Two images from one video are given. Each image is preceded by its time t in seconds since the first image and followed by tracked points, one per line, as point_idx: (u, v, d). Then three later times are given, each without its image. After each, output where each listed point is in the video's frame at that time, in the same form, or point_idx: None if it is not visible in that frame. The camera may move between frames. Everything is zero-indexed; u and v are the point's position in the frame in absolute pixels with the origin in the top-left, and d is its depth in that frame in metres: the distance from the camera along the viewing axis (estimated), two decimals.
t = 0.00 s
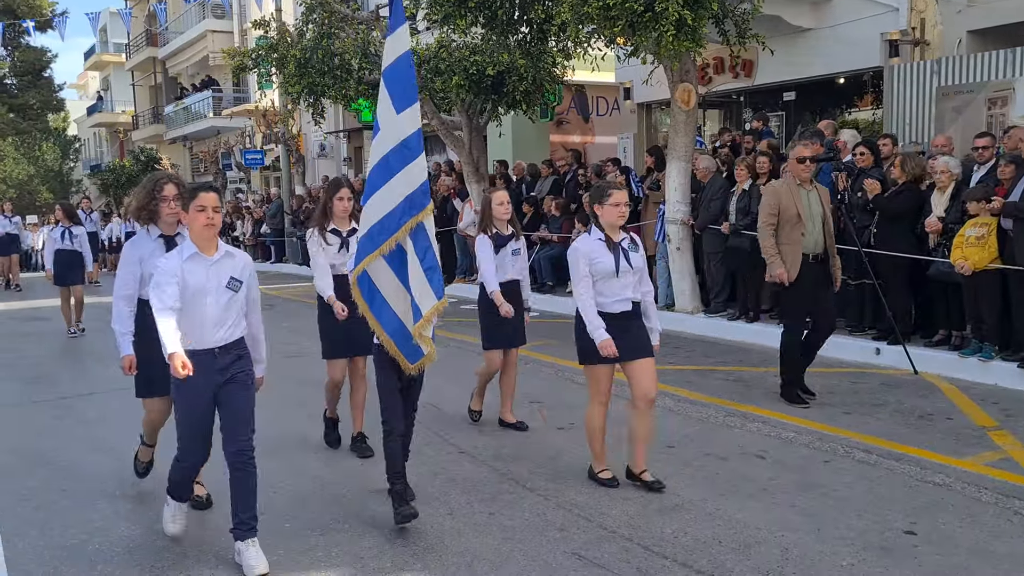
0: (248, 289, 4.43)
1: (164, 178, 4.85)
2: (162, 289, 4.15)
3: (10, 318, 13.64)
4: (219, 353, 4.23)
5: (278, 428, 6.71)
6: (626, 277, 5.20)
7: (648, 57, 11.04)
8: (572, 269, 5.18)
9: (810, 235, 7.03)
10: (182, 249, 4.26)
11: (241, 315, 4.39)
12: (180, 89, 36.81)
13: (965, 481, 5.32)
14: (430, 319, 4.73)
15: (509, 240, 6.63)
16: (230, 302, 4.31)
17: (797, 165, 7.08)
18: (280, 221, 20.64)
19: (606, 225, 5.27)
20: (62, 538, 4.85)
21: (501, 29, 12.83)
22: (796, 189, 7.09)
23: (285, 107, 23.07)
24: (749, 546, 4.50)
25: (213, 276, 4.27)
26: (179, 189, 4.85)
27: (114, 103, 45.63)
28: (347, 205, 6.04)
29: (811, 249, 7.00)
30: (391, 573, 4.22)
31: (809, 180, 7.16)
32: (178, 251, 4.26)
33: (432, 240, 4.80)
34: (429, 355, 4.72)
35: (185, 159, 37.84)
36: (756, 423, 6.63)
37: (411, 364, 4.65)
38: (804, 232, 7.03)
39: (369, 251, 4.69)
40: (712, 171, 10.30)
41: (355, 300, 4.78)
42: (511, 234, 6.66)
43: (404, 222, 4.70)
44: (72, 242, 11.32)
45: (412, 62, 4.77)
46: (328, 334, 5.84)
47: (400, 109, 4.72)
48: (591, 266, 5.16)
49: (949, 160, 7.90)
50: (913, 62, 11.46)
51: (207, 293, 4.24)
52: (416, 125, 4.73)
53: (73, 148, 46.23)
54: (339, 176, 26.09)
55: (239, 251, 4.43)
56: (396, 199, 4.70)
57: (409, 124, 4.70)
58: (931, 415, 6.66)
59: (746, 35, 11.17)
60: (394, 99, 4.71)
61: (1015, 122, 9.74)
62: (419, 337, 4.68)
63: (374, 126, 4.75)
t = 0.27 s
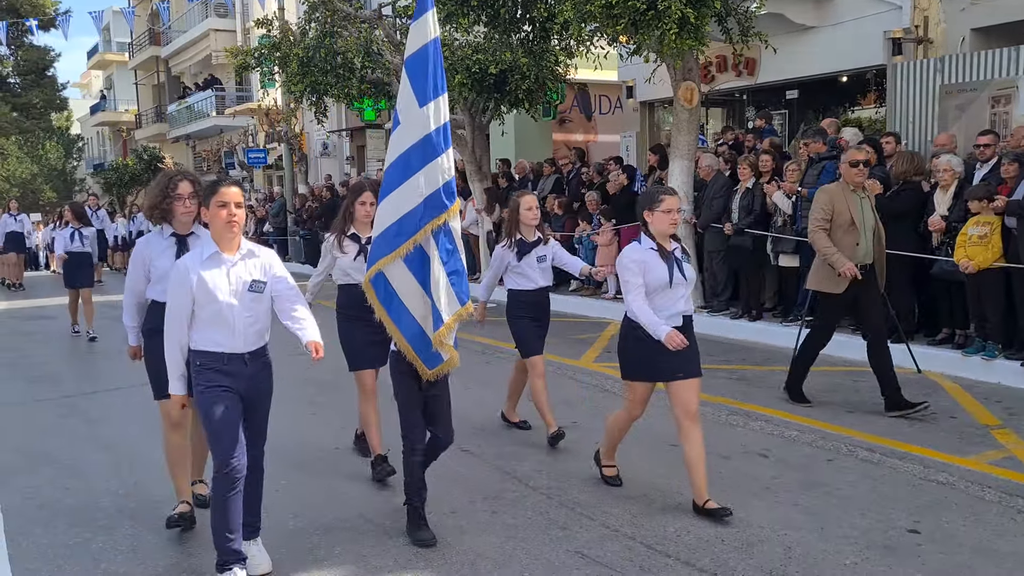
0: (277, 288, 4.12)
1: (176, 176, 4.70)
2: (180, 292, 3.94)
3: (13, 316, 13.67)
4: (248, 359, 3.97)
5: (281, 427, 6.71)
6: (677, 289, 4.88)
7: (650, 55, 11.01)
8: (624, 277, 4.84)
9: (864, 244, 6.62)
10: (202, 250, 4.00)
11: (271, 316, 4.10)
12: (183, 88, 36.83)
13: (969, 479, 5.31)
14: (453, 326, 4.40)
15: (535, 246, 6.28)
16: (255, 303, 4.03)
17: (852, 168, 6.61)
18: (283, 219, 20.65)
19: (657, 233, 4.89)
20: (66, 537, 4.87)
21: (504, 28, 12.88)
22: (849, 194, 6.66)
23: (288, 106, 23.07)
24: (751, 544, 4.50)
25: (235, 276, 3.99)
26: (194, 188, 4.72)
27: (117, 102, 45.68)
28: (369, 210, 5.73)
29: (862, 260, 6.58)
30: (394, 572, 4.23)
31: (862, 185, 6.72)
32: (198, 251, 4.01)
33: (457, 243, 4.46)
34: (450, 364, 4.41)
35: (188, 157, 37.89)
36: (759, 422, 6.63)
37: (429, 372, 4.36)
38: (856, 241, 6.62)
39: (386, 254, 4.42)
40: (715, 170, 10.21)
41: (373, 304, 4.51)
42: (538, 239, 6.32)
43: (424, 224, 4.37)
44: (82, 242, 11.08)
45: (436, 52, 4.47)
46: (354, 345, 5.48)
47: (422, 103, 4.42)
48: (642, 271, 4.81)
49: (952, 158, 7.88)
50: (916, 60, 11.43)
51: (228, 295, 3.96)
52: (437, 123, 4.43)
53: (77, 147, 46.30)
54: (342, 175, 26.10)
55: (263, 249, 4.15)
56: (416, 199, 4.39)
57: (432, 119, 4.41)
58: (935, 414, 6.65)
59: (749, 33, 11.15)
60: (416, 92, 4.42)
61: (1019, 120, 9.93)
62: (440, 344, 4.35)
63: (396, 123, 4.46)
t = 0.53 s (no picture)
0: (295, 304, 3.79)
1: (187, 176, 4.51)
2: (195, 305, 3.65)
3: (20, 315, 13.71)
4: (267, 380, 3.67)
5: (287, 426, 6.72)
6: (734, 288, 4.54)
7: (656, 54, 10.99)
8: (673, 274, 4.55)
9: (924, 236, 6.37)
10: (218, 261, 3.71)
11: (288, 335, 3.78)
12: (189, 87, 36.90)
13: (976, 479, 5.29)
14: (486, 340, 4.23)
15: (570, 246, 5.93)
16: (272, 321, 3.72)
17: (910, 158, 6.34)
18: (289, 218, 20.67)
19: (715, 226, 4.57)
20: (74, 534, 4.88)
21: (509, 27, 12.83)
22: (906, 186, 6.38)
23: (293, 105, 23.10)
24: (757, 543, 4.49)
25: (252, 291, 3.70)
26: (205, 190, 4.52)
27: (124, 101, 45.80)
28: (391, 203, 5.34)
29: (926, 253, 6.37)
30: (400, 571, 4.23)
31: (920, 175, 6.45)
32: (213, 262, 3.72)
33: (492, 254, 4.31)
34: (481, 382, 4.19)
35: (194, 157, 37.99)
36: (765, 421, 6.62)
37: (459, 388, 4.14)
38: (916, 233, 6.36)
39: (417, 261, 4.25)
40: (720, 169, 10.12)
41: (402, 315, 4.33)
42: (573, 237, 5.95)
43: (458, 231, 4.23)
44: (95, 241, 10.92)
45: (478, 50, 4.29)
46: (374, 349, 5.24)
47: (462, 103, 4.26)
48: (695, 269, 4.52)
49: (958, 157, 7.87)
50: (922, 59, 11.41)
51: (244, 312, 3.67)
52: (478, 123, 4.29)
53: (83, 146, 46.41)
54: (347, 173, 26.12)
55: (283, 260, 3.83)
56: (451, 205, 4.25)
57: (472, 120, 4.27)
58: (941, 413, 6.63)
59: (755, 31, 11.12)
60: (456, 92, 4.27)
61: None
62: (470, 360, 4.17)
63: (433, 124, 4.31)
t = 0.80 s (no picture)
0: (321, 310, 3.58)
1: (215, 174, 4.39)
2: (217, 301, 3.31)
3: (29, 314, 13.77)
4: (286, 390, 3.39)
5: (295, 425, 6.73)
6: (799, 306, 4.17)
7: (664, 53, 10.99)
8: (728, 291, 4.30)
9: (977, 249, 6.01)
10: (242, 257, 3.44)
11: (313, 343, 3.55)
12: (196, 86, 36.99)
13: (985, 479, 5.27)
14: (531, 352, 3.97)
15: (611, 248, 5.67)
16: (298, 325, 3.48)
17: (968, 162, 5.97)
18: (297, 217, 20.73)
19: (774, 240, 4.25)
20: (82, 533, 4.90)
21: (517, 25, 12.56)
22: (963, 192, 6.07)
23: (300, 105, 23.14)
24: (765, 543, 4.49)
25: (279, 292, 3.44)
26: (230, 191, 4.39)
27: (132, 101, 45.95)
28: (421, 209, 5.21)
29: (977, 264, 6.01)
30: (408, 570, 4.23)
31: (981, 181, 6.09)
32: (237, 258, 3.45)
33: (544, 256, 4.05)
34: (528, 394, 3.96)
35: (202, 156, 38.08)
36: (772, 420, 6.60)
37: (507, 402, 3.90)
38: (968, 245, 6.03)
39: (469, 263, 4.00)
40: (727, 168, 10.16)
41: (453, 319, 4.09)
42: (613, 240, 5.69)
43: (515, 231, 3.98)
44: (107, 243, 10.67)
45: (540, 33, 4.06)
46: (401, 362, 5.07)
47: (522, 89, 4.02)
48: (751, 287, 4.22)
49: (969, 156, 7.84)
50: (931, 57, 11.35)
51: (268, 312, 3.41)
52: (539, 111, 4.04)
53: (91, 145, 46.56)
54: (355, 173, 26.15)
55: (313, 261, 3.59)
56: (506, 203, 4.01)
57: (533, 109, 4.02)
58: (950, 413, 6.61)
59: (763, 30, 11.08)
60: (518, 78, 4.02)
61: None
62: (517, 371, 3.92)
63: (491, 114, 4.08)
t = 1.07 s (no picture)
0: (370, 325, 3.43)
1: (263, 175, 4.20)
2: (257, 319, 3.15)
3: (40, 313, 13.84)
4: (333, 416, 3.24)
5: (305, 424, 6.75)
6: (881, 300, 3.80)
7: (673, 50, 10.97)
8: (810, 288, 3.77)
9: None
10: (287, 271, 3.26)
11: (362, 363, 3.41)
12: (205, 86, 37.08)
13: (995, 478, 5.25)
14: (602, 372, 3.78)
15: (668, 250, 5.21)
16: (345, 343, 3.32)
17: None
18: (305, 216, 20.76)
19: (844, 230, 3.84)
20: (93, 530, 4.92)
21: (525, 24, 12.60)
22: None
23: (309, 104, 23.19)
24: (774, 542, 4.48)
25: (326, 309, 3.28)
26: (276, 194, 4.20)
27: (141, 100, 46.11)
28: (460, 203, 4.82)
29: None
30: (418, 569, 4.24)
31: None
32: (281, 273, 3.27)
33: (617, 268, 3.81)
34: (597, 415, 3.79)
35: (211, 155, 38.21)
36: (782, 419, 6.58)
37: (576, 425, 3.74)
38: None
39: (544, 276, 3.73)
40: (735, 167, 10.20)
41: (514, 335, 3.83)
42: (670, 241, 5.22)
43: (590, 243, 3.74)
44: (121, 242, 10.36)
45: (615, 27, 3.78)
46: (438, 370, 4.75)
47: (598, 86, 3.75)
48: (833, 280, 3.77)
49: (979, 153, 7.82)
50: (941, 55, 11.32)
51: (316, 333, 3.25)
52: (614, 110, 3.77)
53: (100, 145, 46.72)
54: (363, 172, 26.19)
55: (360, 274, 3.42)
56: (584, 211, 3.75)
57: (609, 109, 3.76)
58: (961, 411, 6.58)
59: (772, 27, 11.05)
60: (593, 75, 3.74)
61: None
62: (586, 394, 3.74)
63: (565, 112, 3.80)
